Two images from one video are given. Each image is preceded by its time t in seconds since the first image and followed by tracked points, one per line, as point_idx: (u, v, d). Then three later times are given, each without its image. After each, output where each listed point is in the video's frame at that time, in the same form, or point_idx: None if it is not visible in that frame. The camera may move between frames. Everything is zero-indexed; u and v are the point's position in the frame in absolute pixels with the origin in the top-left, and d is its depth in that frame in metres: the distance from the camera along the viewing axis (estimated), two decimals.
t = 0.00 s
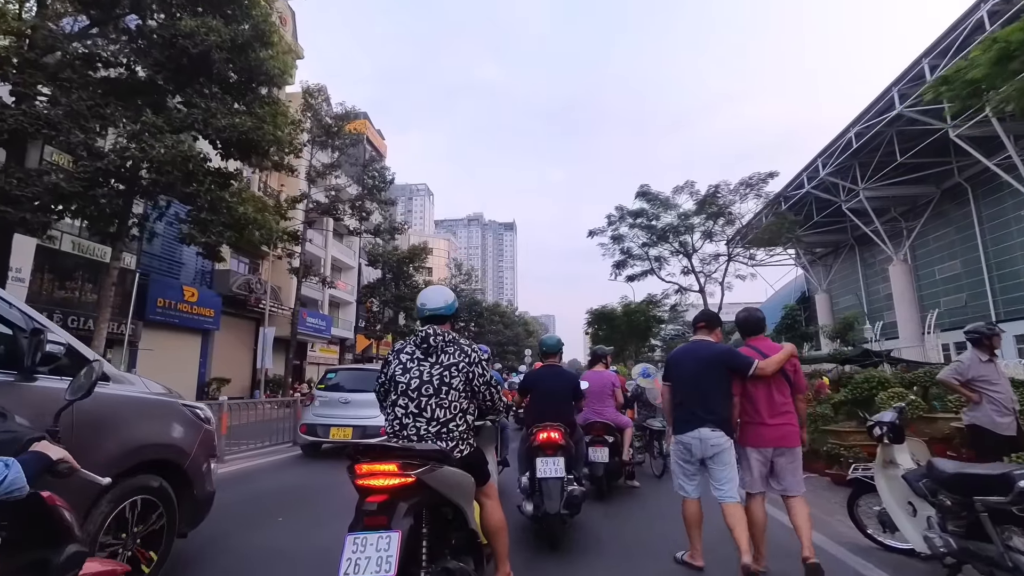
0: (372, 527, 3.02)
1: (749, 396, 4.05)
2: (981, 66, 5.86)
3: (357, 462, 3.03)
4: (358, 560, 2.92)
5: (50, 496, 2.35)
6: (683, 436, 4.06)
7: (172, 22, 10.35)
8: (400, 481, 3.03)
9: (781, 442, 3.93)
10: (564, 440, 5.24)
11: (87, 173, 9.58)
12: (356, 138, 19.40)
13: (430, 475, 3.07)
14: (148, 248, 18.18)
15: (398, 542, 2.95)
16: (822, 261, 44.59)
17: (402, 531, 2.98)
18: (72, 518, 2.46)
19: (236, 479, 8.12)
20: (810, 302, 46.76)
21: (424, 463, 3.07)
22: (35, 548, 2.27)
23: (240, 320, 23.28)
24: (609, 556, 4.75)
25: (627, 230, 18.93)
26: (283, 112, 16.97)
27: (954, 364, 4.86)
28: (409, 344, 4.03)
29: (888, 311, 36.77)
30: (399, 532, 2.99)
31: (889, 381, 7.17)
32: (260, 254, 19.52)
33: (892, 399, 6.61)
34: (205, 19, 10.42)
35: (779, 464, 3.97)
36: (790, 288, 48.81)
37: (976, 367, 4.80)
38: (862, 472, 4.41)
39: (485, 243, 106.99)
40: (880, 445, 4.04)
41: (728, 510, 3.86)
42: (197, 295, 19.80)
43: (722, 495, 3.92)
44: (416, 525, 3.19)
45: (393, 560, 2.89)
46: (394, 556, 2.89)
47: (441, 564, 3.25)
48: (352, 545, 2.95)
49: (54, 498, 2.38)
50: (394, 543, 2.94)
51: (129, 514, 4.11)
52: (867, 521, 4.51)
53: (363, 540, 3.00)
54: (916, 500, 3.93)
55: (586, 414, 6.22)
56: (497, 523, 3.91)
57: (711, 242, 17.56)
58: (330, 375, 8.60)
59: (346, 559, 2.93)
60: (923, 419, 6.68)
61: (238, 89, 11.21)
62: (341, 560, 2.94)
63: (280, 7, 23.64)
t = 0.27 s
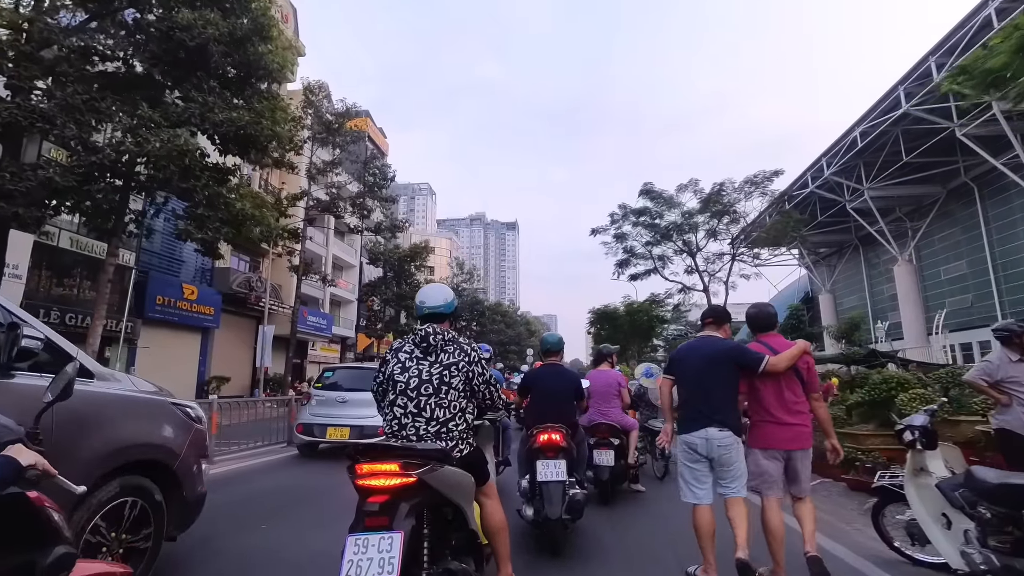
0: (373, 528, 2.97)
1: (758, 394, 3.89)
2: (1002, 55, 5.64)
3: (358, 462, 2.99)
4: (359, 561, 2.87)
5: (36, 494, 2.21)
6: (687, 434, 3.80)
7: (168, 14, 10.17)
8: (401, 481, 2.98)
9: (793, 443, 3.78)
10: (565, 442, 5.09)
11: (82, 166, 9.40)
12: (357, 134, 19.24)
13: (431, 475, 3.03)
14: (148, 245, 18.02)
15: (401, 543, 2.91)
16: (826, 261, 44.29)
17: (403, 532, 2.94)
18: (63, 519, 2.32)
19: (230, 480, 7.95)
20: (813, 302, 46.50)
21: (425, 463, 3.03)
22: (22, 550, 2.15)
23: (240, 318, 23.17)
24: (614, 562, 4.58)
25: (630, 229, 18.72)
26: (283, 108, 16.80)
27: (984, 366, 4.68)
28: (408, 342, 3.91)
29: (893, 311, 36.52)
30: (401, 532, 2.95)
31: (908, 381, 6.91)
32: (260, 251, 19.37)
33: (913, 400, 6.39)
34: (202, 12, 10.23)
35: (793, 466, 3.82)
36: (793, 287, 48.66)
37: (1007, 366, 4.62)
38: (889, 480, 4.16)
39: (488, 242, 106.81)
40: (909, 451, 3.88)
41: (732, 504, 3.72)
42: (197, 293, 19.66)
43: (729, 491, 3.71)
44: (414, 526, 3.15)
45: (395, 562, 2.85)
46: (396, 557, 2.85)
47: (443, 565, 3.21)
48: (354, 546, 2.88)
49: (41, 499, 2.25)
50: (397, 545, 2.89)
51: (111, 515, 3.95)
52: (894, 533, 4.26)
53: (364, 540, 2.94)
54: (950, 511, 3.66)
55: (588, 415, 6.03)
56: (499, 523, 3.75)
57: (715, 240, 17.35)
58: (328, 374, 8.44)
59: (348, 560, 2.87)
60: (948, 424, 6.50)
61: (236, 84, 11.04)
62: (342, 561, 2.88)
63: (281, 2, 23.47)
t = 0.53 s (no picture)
0: (380, 529, 2.92)
1: (782, 397, 3.66)
2: None
3: (364, 462, 2.95)
4: (367, 562, 2.81)
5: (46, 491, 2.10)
6: (707, 441, 3.53)
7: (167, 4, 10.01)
8: (408, 482, 2.94)
9: (822, 450, 3.55)
10: (572, 445, 4.87)
11: (80, 158, 9.26)
12: (361, 130, 19.09)
13: (436, 474, 2.97)
14: (151, 242, 17.94)
15: (408, 544, 2.86)
16: (834, 261, 43.80)
17: (411, 532, 2.91)
18: (76, 516, 2.21)
19: (226, 480, 7.76)
20: (822, 303, 46.02)
21: (432, 463, 2.98)
22: (25, 549, 2.04)
23: (245, 316, 23.09)
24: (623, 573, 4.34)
25: (638, 227, 18.46)
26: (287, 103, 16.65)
27: None
28: (409, 341, 3.82)
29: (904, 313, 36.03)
30: (409, 533, 2.91)
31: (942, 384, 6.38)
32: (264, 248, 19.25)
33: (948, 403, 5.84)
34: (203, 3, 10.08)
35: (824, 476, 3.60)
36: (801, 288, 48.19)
37: None
38: (933, 493, 3.82)
39: (494, 242, 106.63)
40: (960, 462, 3.52)
41: (746, 518, 3.57)
42: (201, 289, 19.56)
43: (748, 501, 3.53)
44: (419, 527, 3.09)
45: (404, 562, 2.80)
46: (405, 558, 2.80)
47: (448, 565, 3.16)
48: (362, 547, 2.82)
49: (48, 496, 2.12)
50: (405, 545, 2.85)
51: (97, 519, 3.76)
52: (940, 554, 3.93)
53: (371, 541, 2.88)
54: (1009, 531, 3.29)
55: (594, 419, 5.80)
56: (499, 524, 3.63)
57: (724, 239, 17.07)
58: (328, 372, 8.25)
59: (355, 562, 2.80)
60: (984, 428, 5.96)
61: (239, 77, 10.89)
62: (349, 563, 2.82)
63: None
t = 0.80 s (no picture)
0: (392, 526, 2.94)
1: (815, 405, 3.45)
2: None
3: (375, 459, 2.95)
4: (380, 558, 2.84)
5: (76, 490, 2.40)
6: (738, 451, 3.34)
7: None
8: (419, 479, 2.92)
9: (857, 461, 3.33)
10: (581, 447, 4.68)
11: (84, 151, 9.19)
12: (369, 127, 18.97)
13: (447, 472, 2.93)
14: (159, 238, 17.93)
15: (420, 540, 2.88)
16: (848, 262, 43.16)
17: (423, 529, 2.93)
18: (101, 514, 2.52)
19: (227, 480, 7.59)
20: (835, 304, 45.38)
21: (442, 460, 2.93)
22: (59, 543, 2.34)
23: (253, 313, 23.06)
24: None
25: (648, 225, 18.18)
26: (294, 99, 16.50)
27: None
28: (414, 340, 3.82)
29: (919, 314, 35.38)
30: (420, 530, 2.93)
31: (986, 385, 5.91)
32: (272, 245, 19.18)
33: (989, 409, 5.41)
34: None
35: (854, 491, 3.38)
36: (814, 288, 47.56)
37: None
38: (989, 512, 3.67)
39: (502, 241, 106.31)
40: None
41: (767, 536, 3.34)
42: (208, 287, 19.54)
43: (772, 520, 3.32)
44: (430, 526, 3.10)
45: (416, 559, 2.83)
46: (417, 555, 2.83)
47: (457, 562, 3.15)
48: (372, 543, 2.85)
49: (79, 493, 2.43)
50: (417, 541, 2.87)
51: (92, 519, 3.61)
52: None
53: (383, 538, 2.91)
54: None
55: (604, 422, 5.58)
56: (499, 521, 3.49)
57: (737, 237, 16.77)
58: (331, 369, 8.06)
59: (367, 558, 2.83)
60: None
61: (244, 72, 10.78)
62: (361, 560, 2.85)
63: None
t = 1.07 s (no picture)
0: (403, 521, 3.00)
1: (851, 404, 3.30)
2: None
3: (385, 457, 3.00)
4: (393, 551, 2.91)
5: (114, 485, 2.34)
6: (769, 455, 3.18)
7: None
8: (430, 475, 2.97)
9: (901, 463, 3.19)
10: (590, 449, 4.50)
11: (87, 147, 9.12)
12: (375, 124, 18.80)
13: (458, 469, 3.02)
14: (166, 236, 17.88)
15: (432, 535, 2.95)
16: (860, 262, 42.57)
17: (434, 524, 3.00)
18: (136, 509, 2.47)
19: (227, 481, 7.44)
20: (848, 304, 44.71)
21: (451, 457, 3.01)
22: (99, 539, 2.27)
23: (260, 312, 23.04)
24: None
25: (658, 223, 17.91)
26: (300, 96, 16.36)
27: None
28: (418, 340, 3.69)
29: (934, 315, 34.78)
30: (431, 525, 2.99)
31: None
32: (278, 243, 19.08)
33: None
34: None
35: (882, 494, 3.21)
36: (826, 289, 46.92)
37: None
38: None
39: (510, 241, 105.96)
40: None
41: (800, 544, 3.14)
42: (215, 285, 19.49)
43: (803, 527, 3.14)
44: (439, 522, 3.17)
45: (429, 552, 2.90)
46: (430, 549, 2.90)
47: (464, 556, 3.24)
48: (385, 538, 2.93)
49: (116, 489, 2.37)
50: (429, 536, 2.95)
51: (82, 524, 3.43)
52: None
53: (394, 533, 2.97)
54: None
55: (616, 425, 5.36)
56: (500, 516, 3.53)
57: (749, 235, 16.46)
58: (334, 368, 7.90)
59: (381, 552, 2.91)
60: None
61: (248, 67, 10.64)
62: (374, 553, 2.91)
63: None
